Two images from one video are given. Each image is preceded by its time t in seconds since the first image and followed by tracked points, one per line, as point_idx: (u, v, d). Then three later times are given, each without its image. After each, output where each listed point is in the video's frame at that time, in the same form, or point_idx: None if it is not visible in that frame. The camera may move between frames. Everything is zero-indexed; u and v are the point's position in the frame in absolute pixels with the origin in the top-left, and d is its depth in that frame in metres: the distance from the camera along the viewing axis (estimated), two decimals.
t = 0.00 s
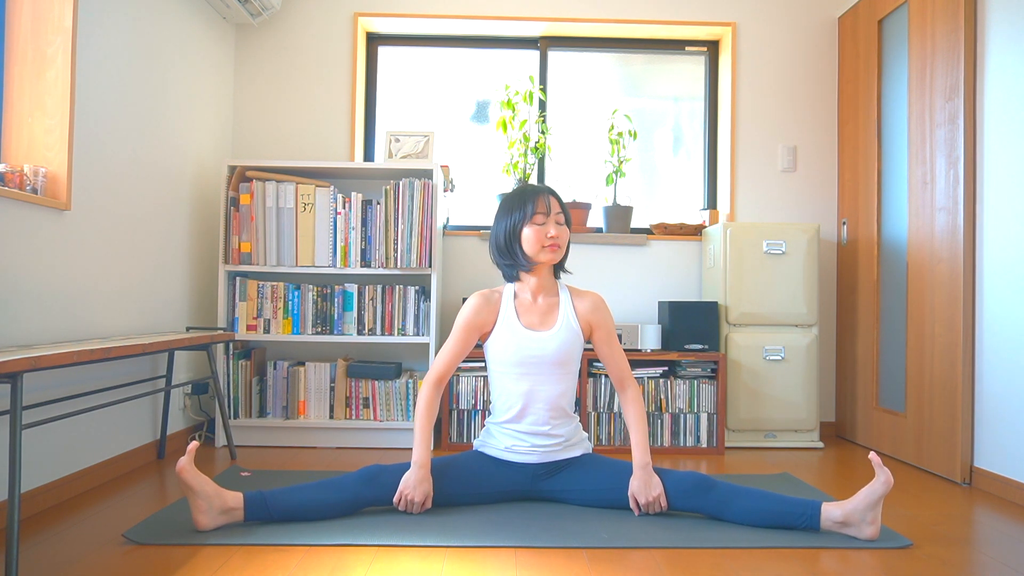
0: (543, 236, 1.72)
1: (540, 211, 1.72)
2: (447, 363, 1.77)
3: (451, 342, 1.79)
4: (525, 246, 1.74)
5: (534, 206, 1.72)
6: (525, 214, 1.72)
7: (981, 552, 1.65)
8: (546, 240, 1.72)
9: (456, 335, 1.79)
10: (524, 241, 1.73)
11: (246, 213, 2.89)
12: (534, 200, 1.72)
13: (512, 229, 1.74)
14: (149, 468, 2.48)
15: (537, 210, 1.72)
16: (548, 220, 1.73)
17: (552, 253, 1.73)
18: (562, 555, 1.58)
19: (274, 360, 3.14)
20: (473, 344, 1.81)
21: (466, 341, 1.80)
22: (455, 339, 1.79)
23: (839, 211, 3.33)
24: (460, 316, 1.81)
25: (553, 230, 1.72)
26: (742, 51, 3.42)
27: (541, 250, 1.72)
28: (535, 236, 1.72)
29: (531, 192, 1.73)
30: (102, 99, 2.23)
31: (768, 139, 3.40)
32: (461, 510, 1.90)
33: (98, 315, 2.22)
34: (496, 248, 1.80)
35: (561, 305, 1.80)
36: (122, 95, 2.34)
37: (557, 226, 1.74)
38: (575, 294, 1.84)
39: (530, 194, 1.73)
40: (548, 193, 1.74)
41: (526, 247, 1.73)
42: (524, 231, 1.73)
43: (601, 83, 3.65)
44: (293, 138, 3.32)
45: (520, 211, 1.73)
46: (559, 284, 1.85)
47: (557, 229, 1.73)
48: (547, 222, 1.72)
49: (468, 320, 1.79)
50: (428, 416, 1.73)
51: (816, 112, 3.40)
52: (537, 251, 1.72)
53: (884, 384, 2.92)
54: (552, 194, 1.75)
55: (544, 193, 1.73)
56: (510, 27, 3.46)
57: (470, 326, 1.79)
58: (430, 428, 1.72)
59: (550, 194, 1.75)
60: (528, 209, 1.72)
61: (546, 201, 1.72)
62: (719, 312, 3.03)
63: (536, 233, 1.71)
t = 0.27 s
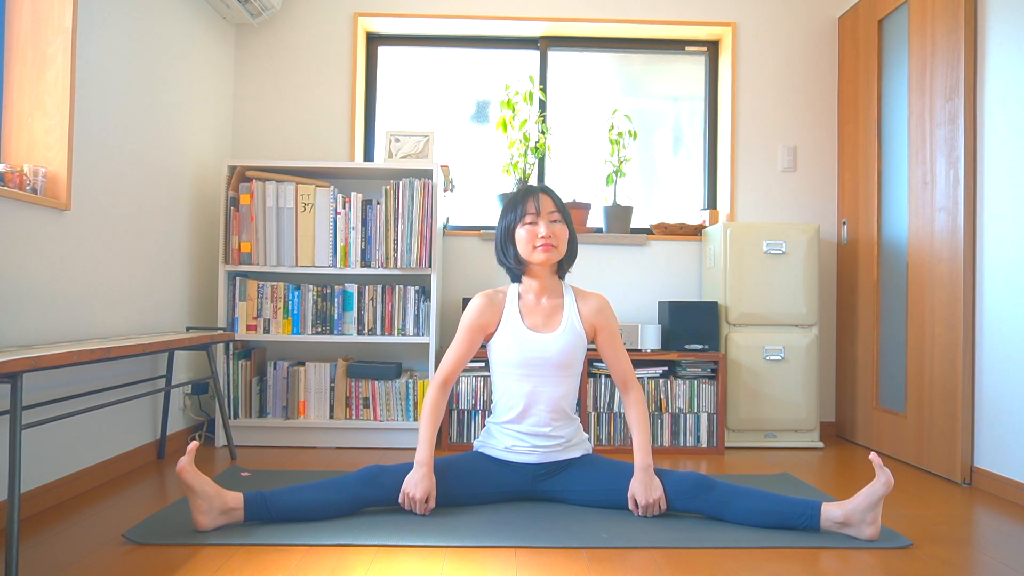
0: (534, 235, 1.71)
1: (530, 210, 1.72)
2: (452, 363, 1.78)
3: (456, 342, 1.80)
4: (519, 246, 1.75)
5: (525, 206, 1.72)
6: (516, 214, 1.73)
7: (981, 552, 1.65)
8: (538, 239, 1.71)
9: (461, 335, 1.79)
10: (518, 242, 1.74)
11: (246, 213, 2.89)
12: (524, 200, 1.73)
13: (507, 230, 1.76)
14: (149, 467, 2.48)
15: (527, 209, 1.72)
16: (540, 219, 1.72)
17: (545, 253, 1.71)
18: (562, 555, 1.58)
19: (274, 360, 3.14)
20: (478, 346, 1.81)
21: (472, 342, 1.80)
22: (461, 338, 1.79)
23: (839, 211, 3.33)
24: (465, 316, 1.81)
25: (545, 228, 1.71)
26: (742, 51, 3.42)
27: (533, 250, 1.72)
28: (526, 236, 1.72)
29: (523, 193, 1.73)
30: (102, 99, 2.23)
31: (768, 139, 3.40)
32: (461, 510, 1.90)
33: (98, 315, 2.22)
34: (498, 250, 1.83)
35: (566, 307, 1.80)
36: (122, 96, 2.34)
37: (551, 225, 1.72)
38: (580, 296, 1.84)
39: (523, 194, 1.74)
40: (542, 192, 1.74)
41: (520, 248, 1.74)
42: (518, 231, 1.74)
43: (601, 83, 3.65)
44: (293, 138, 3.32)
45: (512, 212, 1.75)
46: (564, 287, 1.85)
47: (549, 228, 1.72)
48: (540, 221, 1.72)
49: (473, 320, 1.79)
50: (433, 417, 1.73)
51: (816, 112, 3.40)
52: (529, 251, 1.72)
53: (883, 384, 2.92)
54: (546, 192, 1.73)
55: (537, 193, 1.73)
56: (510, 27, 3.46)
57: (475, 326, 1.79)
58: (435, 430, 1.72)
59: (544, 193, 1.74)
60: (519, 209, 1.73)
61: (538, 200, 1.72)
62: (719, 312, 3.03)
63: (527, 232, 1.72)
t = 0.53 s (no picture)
0: (535, 237, 1.73)
1: (532, 212, 1.73)
2: (462, 364, 1.77)
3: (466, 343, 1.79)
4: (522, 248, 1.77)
5: (527, 207, 1.74)
6: (519, 216, 1.75)
7: (981, 552, 1.65)
8: (538, 241, 1.73)
9: (471, 335, 1.79)
10: (522, 243, 1.76)
11: (246, 213, 2.89)
12: (526, 202, 1.74)
13: (511, 231, 1.79)
14: (149, 467, 2.48)
15: (529, 211, 1.73)
16: (542, 221, 1.73)
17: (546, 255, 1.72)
18: (562, 555, 1.58)
19: (274, 359, 3.14)
20: (486, 346, 1.80)
21: (481, 342, 1.79)
22: (470, 339, 1.79)
23: (839, 211, 3.33)
24: (473, 316, 1.81)
25: (545, 230, 1.72)
26: (742, 51, 3.42)
27: (535, 252, 1.73)
28: (528, 237, 1.74)
29: (526, 194, 1.75)
30: (102, 99, 2.23)
31: (768, 139, 3.40)
32: (461, 510, 1.90)
33: (97, 315, 2.22)
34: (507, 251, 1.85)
35: (572, 309, 1.79)
36: (122, 96, 2.34)
37: (553, 227, 1.73)
38: (587, 297, 1.84)
39: (526, 196, 1.75)
40: (545, 194, 1.74)
41: (524, 248, 1.76)
42: (522, 232, 1.76)
43: (601, 83, 3.65)
44: (293, 138, 3.32)
45: (516, 213, 1.77)
46: (572, 288, 1.85)
47: (550, 229, 1.72)
48: (542, 223, 1.73)
49: (481, 320, 1.78)
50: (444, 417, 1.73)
51: (816, 112, 3.40)
52: (532, 253, 1.74)
53: (883, 384, 2.91)
54: (549, 194, 1.73)
55: (539, 194, 1.73)
56: (510, 27, 3.46)
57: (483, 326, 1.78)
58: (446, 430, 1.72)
59: (547, 194, 1.74)
60: (522, 211, 1.75)
61: (540, 202, 1.72)
62: (719, 312, 3.03)
63: (530, 234, 1.73)
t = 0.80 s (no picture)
0: (544, 240, 1.73)
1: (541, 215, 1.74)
2: (469, 364, 1.76)
3: (474, 341, 1.78)
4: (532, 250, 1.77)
5: (536, 210, 1.74)
6: (529, 219, 1.76)
7: (981, 552, 1.65)
8: (547, 243, 1.73)
9: (478, 335, 1.78)
10: (532, 246, 1.77)
11: (246, 213, 2.89)
12: (536, 205, 1.75)
13: (522, 234, 1.79)
14: (149, 467, 2.48)
15: (539, 213, 1.74)
16: (552, 223, 1.73)
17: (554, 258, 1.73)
18: (562, 555, 1.58)
19: (274, 360, 3.14)
20: (493, 346, 1.80)
21: (489, 341, 1.78)
22: (478, 338, 1.78)
23: (839, 211, 3.33)
24: (480, 315, 1.80)
25: (554, 233, 1.72)
26: (742, 51, 3.42)
27: (544, 255, 1.74)
28: (538, 240, 1.74)
29: (536, 196, 1.75)
30: (102, 99, 2.23)
31: (768, 139, 3.40)
32: (461, 510, 1.90)
33: (97, 315, 2.22)
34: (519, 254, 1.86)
35: (580, 310, 1.79)
36: (122, 96, 2.34)
37: (563, 230, 1.73)
38: (594, 300, 1.84)
39: (537, 198, 1.76)
40: (554, 196, 1.74)
41: (533, 251, 1.76)
42: (531, 235, 1.77)
43: (601, 83, 3.65)
44: (293, 138, 3.32)
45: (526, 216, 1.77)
46: (579, 291, 1.85)
47: (559, 232, 1.72)
48: (552, 226, 1.73)
49: (489, 319, 1.78)
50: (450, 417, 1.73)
51: (816, 112, 3.40)
52: (540, 256, 1.74)
53: (883, 383, 2.92)
54: (560, 196, 1.73)
55: (549, 196, 1.74)
56: (510, 27, 3.46)
57: (492, 325, 1.78)
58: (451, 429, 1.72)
59: (556, 197, 1.74)
60: (531, 213, 1.76)
61: (549, 204, 1.73)
62: (719, 312, 3.03)
63: (539, 237, 1.74)
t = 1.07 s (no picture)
0: (543, 240, 1.73)
1: (540, 214, 1.74)
2: (471, 366, 1.76)
3: (474, 343, 1.78)
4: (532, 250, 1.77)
5: (536, 210, 1.74)
6: (528, 218, 1.76)
7: (981, 552, 1.65)
8: (546, 243, 1.73)
9: (478, 336, 1.78)
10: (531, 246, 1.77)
11: (246, 213, 2.89)
12: (536, 204, 1.75)
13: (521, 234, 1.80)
14: (149, 467, 2.48)
15: (538, 213, 1.74)
16: (551, 223, 1.73)
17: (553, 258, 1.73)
18: (562, 555, 1.58)
19: (274, 360, 3.14)
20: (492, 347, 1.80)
21: (489, 342, 1.79)
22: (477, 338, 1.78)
23: (839, 211, 3.33)
24: (480, 316, 1.80)
25: (553, 233, 1.72)
26: (742, 52, 3.42)
27: (543, 254, 1.74)
28: (536, 239, 1.74)
29: (536, 196, 1.75)
30: (102, 99, 2.23)
31: (768, 139, 3.40)
32: (461, 510, 1.90)
33: (97, 315, 2.22)
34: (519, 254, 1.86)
35: (578, 309, 1.79)
36: (122, 96, 2.34)
37: (562, 231, 1.73)
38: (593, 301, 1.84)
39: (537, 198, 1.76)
40: (554, 196, 1.74)
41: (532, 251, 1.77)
42: (530, 234, 1.77)
43: (601, 83, 3.65)
44: (293, 138, 3.32)
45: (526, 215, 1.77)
46: (577, 290, 1.85)
47: (559, 232, 1.72)
48: (551, 226, 1.73)
49: (488, 320, 1.78)
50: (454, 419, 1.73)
51: (816, 112, 3.40)
52: (539, 256, 1.75)
53: (883, 383, 2.92)
54: (559, 196, 1.73)
55: (548, 196, 1.74)
56: (510, 27, 3.46)
57: (491, 326, 1.78)
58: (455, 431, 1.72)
59: (556, 196, 1.74)
60: (531, 213, 1.76)
61: (548, 204, 1.72)
62: (719, 312, 3.03)
63: (538, 236, 1.74)
